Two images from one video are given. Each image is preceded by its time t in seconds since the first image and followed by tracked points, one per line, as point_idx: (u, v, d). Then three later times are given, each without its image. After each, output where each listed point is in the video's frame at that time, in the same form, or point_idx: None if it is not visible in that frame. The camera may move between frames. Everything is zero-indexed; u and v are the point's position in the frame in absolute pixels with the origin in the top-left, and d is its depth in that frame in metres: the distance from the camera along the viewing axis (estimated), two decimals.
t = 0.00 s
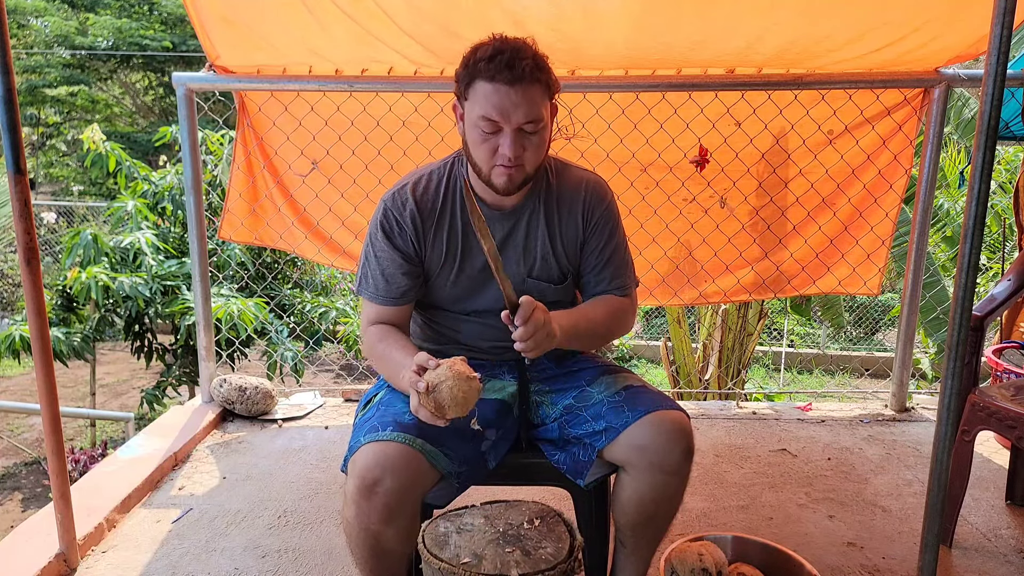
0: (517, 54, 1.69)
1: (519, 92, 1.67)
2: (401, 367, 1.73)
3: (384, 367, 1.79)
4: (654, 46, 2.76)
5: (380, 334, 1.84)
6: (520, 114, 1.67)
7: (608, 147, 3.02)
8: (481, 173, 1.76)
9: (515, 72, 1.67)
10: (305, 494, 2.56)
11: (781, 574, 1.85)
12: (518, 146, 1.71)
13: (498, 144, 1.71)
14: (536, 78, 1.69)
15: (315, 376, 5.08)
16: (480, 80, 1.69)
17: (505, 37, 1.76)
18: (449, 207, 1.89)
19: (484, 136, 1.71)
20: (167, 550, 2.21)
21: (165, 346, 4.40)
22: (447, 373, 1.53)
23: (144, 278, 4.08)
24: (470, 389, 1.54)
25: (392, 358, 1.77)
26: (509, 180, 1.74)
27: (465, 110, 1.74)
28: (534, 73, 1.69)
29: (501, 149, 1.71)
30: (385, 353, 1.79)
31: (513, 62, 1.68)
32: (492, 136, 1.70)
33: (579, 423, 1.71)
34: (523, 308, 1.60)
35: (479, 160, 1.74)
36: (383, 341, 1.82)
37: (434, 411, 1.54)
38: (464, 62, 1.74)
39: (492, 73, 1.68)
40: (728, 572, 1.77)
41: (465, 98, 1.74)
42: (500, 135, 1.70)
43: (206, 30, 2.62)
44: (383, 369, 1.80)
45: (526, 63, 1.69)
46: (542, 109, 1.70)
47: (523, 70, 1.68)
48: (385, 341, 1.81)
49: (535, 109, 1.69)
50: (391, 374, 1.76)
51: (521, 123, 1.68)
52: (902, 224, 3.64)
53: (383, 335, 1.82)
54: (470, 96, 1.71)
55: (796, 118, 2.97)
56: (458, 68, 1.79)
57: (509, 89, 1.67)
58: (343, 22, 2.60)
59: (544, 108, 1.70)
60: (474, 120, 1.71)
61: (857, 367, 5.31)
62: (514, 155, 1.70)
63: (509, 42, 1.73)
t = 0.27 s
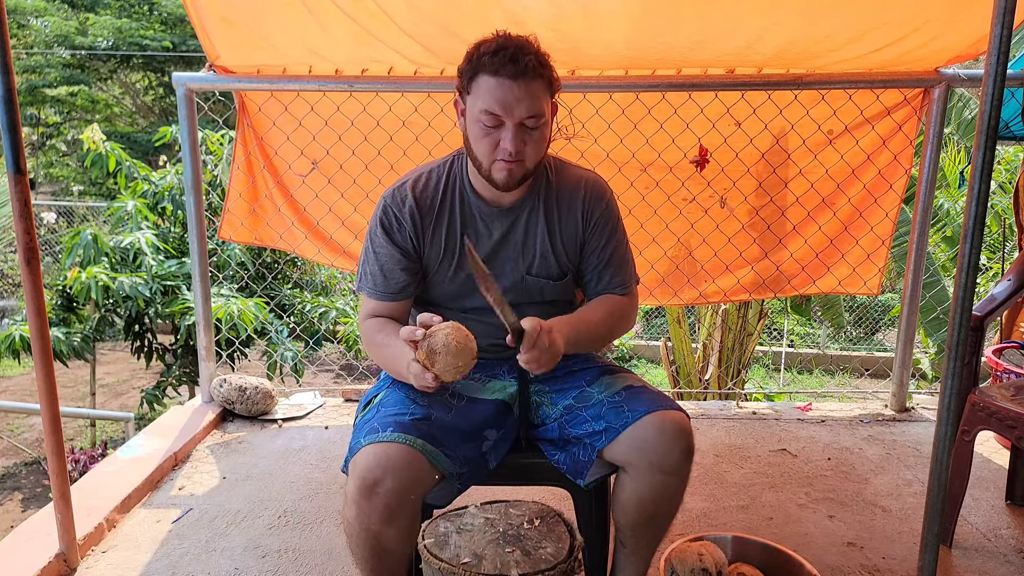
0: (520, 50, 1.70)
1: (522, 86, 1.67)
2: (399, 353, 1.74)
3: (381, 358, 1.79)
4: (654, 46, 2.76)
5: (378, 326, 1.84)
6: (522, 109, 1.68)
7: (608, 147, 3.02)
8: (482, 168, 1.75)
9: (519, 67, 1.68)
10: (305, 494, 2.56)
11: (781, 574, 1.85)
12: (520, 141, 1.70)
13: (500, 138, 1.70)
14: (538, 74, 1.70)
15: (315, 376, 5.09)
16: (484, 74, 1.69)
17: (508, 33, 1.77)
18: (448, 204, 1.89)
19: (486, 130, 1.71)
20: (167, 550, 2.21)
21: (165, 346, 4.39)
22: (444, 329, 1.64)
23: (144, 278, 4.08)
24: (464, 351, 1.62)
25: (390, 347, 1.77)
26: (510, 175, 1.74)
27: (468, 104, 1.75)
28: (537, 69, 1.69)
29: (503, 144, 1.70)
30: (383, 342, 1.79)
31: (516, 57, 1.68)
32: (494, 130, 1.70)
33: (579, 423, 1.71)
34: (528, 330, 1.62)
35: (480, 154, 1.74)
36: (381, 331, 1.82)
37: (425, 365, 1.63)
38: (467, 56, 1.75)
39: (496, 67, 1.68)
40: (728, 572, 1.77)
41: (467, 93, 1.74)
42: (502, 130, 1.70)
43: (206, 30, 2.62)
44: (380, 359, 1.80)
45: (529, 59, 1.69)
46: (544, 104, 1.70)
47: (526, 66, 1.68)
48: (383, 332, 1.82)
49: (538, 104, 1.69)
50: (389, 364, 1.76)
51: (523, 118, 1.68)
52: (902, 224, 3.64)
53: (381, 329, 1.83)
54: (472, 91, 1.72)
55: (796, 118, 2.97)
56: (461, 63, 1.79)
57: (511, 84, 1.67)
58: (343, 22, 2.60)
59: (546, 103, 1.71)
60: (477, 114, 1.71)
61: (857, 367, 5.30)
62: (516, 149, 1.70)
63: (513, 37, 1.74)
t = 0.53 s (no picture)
0: (525, 49, 1.70)
1: (526, 85, 1.67)
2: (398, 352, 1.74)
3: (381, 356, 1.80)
4: (654, 46, 2.77)
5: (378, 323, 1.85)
6: (526, 107, 1.68)
7: (608, 147, 3.02)
8: (484, 165, 1.76)
9: (524, 66, 1.68)
10: (305, 494, 2.56)
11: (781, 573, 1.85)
12: (522, 138, 1.71)
13: (503, 136, 1.71)
14: (542, 73, 1.70)
15: (315, 376, 5.09)
16: (488, 71, 1.69)
17: (513, 31, 1.77)
18: (448, 202, 1.89)
19: (489, 127, 1.71)
20: (167, 550, 2.21)
21: (165, 346, 4.39)
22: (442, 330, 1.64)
23: (144, 278, 4.08)
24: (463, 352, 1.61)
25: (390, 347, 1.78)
26: (512, 173, 1.74)
27: (471, 102, 1.75)
28: (541, 68, 1.70)
29: (505, 141, 1.71)
30: (383, 341, 1.80)
31: (521, 56, 1.68)
32: (497, 128, 1.70)
33: (579, 422, 1.71)
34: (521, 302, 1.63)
35: (482, 152, 1.74)
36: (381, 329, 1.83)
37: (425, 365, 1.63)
38: (471, 53, 1.75)
39: (500, 65, 1.68)
40: (728, 572, 1.77)
41: (471, 90, 1.74)
42: (505, 128, 1.70)
43: (206, 30, 2.62)
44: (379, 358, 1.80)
45: (533, 58, 1.69)
46: (546, 103, 1.71)
47: (531, 65, 1.68)
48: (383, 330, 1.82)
49: (541, 103, 1.69)
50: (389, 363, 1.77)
51: (526, 116, 1.69)
52: (902, 224, 3.64)
53: (379, 327, 1.83)
54: (476, 89, 1.72)
55: (796, 118, 2.97)
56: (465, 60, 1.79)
57: (515, 82, 1.67)
58: (343, 22, 2.60)
59: (548, 102, 1.71)
60: (480, 112, 1.71)
61: (857, 367, 5.30)
62: (519, 147, 1.70)
63: (517, 36, 1.74)
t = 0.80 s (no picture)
0: (524, 48, 1.69)
1: (525, 84, 1.67)
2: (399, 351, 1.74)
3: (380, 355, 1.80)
4: (654, 46, 2.76)
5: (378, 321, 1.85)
6: (525, 107, 1.68)
7: (608, 147, 3.02)
8: (483, 164, 1.76)
9: (523, 65, 1.68)
10: (305, 494, 2.56)
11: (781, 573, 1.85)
12: (522, 138, 1.70)
13: (502, 136, 1.71)
14: (542, 72, 1.70)
15: (315, 375, 5.09)
16: (487, 71, 1.69)
17: (512, 31, 1.77)
18: (448, 201, 1.89)
19: (488, 126, 1.71)
20: (167, 550, 2.21)
21: (165, 346, 4.39)
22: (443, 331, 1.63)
23: (144, 278, 4.08)
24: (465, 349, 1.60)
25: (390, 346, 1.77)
26: (511, 172, 1.74)
27: (471, 101, 1.75)
28: (540, 67, 1.70)
29: (505, 141, 1.71)
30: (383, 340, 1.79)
31: (520, 55, 1.68)
32: (496, 127, 1.70)
33: (579, 423, 1.71)
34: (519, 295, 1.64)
35: (482, 151, 1.74)
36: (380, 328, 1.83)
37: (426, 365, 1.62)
38: (470, 52, 1.74)
39: (499, 65, 1.68)
40: (728, 572, 1.77)
41: (470, 89, 1.74)
42: (504, 127, 1.70)
43: (206, 30, 2.62)
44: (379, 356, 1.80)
45: (533, 57, 1.69)
46: (546, 102, 1.71)
47: (530, 64, 1.68)
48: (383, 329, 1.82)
49: (540, 103, 1.69)
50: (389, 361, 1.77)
51: (525, 116, 1.68)
52: (903, 224, 3.64)
53: (378, 326, 1.83)
54: (475, 88, 1.72)
55: (797, 118, 2.97)
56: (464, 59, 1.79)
57: (515, 82, 1.67)
58: (343, 22, 2.60)
59: (548, 102, 1.71)
60: (479, 112, 1.71)
61: (857, 367, 5.30)
62: (518, 147, 1.70)
63: (517, 35, 1.74)
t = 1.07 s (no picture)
0: (524, 48, 1.70)
1: (525, 83, 1.68)
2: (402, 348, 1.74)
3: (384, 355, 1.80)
4: (654, 46, 2.76)
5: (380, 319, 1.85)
6: (525, 106, 1.68)
7: (608, 147, 3.02)
8: (483, 163, 1.76)
9: (523, 65, 1.68)
10: (305, 494, 2.56)
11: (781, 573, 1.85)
12: (522, 137, 1.71)
13: (502, 134, 1.71)
14: (542, 71, 1.70)
15: (315, 375, 5.08)
16: (488, 71, 1.70)
17: (511, 31, 1.77)
18: (448, 200, 1.89)
19: (489, 126, 1.71)
20: (167, 550, 2.21)
21: (165, 346, 4.39)
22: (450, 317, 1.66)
23: (144, 278, 4.08)
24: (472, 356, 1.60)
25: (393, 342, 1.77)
26: (511, 171, 1.74)
27: (470, 101, 1.75)
28: (540, 67, 1.70)
29: (505, 140, 1.71)
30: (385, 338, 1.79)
31: (520, 55, 1.69)
32: (496, 126, 1.71)
33: (579, 423, 1.71)
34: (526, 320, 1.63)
35: (482, 150, 1.74)
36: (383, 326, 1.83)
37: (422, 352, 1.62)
38: (470, 53, 1.75)
39: (500, 64, 1.68)
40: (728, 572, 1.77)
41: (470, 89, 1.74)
42: (504, 127, 1.70)
43: (206, 30, 2.62)
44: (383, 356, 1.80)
45: (533, 57, 1.70)
46: (546, 101, 1.71)
47: (530, 64, 1.69)
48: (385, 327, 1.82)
49: (540, 102, 1.70)
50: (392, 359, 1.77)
51: (525, 115, 1.69)
52: (902, 224, 3.64)
53: (377, 323, 1.83)
54: (475, 88, 1.72)
55: (797, 118, 2.97)
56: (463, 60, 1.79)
57: (515, 82, 1.67)
58: (343, 22, 2.60)
59: (548, 101, 1.72)
60: (479, 111, 1.71)
61: (857, 367, 5.31)
62: (518, 146, 1.70)
63: (516, 35, 1.74)
